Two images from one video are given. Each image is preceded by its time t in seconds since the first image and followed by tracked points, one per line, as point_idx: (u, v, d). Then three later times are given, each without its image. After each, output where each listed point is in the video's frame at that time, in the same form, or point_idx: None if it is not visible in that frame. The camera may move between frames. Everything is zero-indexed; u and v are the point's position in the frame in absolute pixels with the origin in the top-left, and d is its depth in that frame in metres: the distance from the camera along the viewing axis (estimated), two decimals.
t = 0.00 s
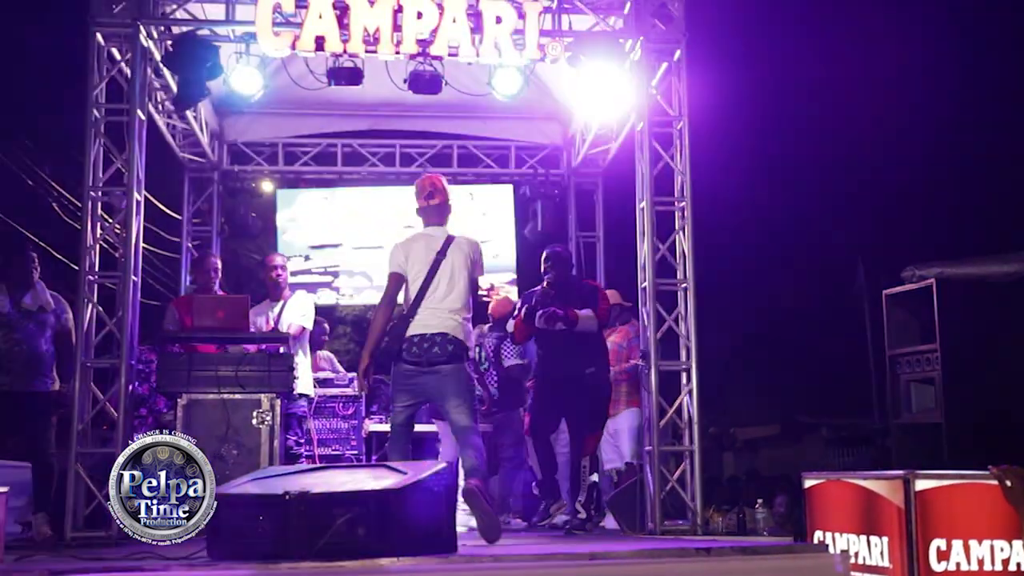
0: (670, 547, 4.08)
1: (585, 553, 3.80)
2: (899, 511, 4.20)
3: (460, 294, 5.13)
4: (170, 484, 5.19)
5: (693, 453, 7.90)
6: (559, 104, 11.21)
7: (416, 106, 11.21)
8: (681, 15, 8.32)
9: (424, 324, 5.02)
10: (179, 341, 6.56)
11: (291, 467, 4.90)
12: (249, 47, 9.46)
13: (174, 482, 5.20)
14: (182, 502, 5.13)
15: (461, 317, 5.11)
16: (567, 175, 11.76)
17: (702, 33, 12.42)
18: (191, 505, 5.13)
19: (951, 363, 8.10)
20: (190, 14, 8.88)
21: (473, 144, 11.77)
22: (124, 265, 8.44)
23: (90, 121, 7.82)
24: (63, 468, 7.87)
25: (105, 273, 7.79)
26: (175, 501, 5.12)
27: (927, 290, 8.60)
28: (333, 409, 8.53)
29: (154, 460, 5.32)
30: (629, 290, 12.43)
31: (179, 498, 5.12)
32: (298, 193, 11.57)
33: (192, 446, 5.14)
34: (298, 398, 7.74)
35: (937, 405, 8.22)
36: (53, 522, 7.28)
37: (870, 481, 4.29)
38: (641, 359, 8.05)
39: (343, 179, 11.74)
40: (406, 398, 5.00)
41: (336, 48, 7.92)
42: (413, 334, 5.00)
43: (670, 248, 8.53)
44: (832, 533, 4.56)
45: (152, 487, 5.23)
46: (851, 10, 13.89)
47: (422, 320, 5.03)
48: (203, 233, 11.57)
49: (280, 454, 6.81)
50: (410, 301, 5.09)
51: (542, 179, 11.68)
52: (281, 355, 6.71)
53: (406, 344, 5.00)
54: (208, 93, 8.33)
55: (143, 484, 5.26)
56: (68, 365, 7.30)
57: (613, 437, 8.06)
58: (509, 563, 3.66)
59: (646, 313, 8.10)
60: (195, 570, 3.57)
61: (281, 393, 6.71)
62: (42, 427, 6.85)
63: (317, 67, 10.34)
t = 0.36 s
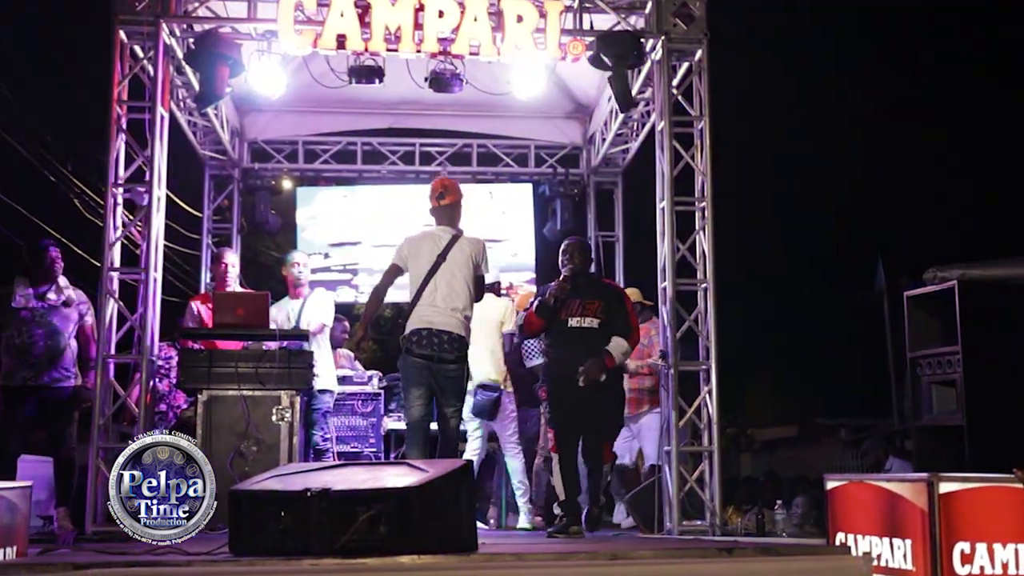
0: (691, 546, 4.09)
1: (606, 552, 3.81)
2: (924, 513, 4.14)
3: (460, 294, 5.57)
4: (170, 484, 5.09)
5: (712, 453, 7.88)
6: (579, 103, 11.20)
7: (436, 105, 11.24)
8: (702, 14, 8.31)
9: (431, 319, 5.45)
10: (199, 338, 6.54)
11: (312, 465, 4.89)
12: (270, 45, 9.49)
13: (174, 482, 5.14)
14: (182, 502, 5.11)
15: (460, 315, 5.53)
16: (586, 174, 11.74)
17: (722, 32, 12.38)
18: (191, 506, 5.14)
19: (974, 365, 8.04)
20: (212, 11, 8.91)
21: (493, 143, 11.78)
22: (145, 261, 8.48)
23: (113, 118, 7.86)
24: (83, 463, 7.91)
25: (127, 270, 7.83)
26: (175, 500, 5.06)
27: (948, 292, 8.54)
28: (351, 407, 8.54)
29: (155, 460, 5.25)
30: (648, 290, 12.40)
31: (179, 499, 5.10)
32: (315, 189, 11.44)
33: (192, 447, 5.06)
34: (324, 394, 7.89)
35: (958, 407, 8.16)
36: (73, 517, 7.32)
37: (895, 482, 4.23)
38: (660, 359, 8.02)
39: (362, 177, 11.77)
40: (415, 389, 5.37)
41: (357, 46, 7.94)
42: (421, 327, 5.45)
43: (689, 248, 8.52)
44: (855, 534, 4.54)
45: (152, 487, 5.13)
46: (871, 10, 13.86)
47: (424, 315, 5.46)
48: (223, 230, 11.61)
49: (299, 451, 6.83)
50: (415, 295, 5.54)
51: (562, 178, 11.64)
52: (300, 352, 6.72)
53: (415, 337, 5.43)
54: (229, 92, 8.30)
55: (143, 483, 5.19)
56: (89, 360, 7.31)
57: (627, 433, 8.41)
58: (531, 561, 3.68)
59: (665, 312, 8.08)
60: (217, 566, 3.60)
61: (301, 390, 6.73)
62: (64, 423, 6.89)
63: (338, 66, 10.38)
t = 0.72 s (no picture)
0: (700, 548, 4.09)
1: (615, 555, 3.81)
2: (932, 515, 4.17)
3: (477, 320, 6.03)
4: (170, 485, 5.66)
5: (720, 457, 7.87)
6: (589, 104, 11.20)
7: (446, 107, 11.26)
8: (713, 16, 8.30)
9: (454, 343, 5.92)
10: (207, 337, 6.59)
11: (321, 465, 4.88)
12: (281, 46, 9.50)
13: (174, 482, 5.68)
14: (182, 502, 5.67)
15: (478, 339, 5.99)
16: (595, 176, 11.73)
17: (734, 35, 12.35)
18: (191, 505, 5.69)
19: (983, 370, 8.02)
20: (223, 11, 8.92)
21: (503, 145, 11.79)
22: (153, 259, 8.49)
23: (124, 118, 7.88)
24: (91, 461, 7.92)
25: (136, 269, 7.84)
26: (175, 501, 5.59)
27: (958, 296, 8.50)
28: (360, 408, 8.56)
29: (157, 458, 5.90)
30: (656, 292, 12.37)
31: (180, 499, 5.63)
32: (325, 190, 11.46)
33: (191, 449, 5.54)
34: (337, 392, 7.90)
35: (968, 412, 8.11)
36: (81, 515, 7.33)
37: (903, 485, 4.27)
38: (668, 361, 8.02)
39: (371, 178, 11.78)
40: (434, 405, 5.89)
41: (368, 47, 7.95)
42: (444, 350, 5.91)
43: (699, 251, 8.50)
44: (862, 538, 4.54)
45: (154, 487, 5.73)
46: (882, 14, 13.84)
47: (445, 342, 5.93)
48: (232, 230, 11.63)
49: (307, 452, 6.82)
50: (438, 322, 5.97)
51: (571, 180, 11.66)
52: (309, 353, 6.73)
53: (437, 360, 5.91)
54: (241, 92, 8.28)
55: (145, 484, 5.80)
56: (100, 359, 7.34)
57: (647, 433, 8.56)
58: (540, 563, 3.69)
59: (674, 314, 8.08)
60: (227, 566, 3.61)
61: (310, 390, 6.73)
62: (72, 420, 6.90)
63: (348, 67, 10.40)
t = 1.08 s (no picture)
0: (703, 555, 4.10)
1: (619, 561, 3.83)
2: (937, 523, 4.16)
3: (490, 337, 6.43)
4: (171, 484, 5.91)
5: (722, 464, 7.87)
6: (593, 110, 11.21)
7: (451, 112, 11.29)
8: (718, 24, 8.32)
9: (471, 361, 6.34)
10: (212, 341, 6.61)
11: (327, 469, 4.89)
12: (287, 50, 9.52)
13: (175, 482, 5.91)
14: (182, 502, 5.92)
15: (491, 354, 6.40)
16: (599, 182, 11.74)
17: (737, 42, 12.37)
18: (191, 505, 5.94)
19: (986, 379, 8.02)
20: (229, 16, 8.94)
21: (507, 151, 11.81)
22: (154, 264, 8.48)
23: (130, 122, 7.90)
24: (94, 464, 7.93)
25: (141, 273, 7.85)
26: (175, 501, 5.88)
27: (962, 304, 8.50)
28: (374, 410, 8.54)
29: (156, 459, 6.05)
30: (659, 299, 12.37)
31: (180, 499, 5.90)
32: (330, 195, 11.48)
33: (188, 452, 5.80)
34: (359, 396, 7.90)
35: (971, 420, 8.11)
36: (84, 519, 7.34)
37: (908, 493, 4.26)
38: (672, 368, 8.04)
39: (376, 183, 11.80)
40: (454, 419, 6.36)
41: (373, 53, 7.97)
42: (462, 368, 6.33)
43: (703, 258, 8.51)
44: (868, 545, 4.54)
45: (153, 488, 5.96)
46: (885, 22, 13.87)
47: (462, 361, 6.35)
48: (236, 234, 11.64)
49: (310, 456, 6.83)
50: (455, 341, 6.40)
51: (574, 186, 11.68)
52: (313, 357, 6.75)
53: (455, 376, 6.32)
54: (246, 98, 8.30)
55: (144, 484, 6.01)
56: (104, 363, 7.35)
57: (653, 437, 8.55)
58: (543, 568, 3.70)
59: (678, 320, 8.08)
60: (231, 570, 3.62)
61: (313, 395, 6.74)
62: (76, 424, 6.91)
63: (354, 72, 10.43)
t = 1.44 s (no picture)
0: (708, 549, 4.09)
1: (625, 554, 3.82)
2: (944, 518, 4.14)
3: (509, 333, 6.53)
4: (171, 485, 5.59)
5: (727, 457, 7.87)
6: (599, 103, 11.19)
7: (456, 105, 11.27)
8: (725, 17, 8.30)
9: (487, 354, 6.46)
10: (218, 332, 6.61)
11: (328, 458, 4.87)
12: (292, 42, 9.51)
13: (174, 482, 5.59)
14: (182, 502, 5.58)
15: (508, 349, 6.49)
16: (605, 176, 11.72)
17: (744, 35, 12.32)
18: (191, 505, 5.61)
19: (994, 375, 7.99)
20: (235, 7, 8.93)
21: (512, 144, 11.80)
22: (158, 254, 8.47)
23: (136, 113, 7.89)
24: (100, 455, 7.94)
25: (146, 264, 7.84)
26: (175, 502, 5.53)
27: (968, 299, 8.46)
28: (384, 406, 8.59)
29: (155, 459, 5.69)
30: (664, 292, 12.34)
31: (180, 499, 5.56)
32: (335, 188, 11.47)
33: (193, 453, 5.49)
34: (381, 391, 7.94)
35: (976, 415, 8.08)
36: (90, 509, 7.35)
37: (915, 488, 4.24)
38: (678, 361, 8.03)
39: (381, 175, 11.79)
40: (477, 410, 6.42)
41: (380, 44, 7.95)
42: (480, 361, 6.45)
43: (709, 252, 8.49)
44: (873, 540, 4.53)
45: (154, 487, 5.62)
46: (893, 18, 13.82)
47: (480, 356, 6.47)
48: (241, 226, 11.64)
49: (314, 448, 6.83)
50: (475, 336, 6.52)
51: (581, 180, 11.68)
52: (319, 348, 6.74)
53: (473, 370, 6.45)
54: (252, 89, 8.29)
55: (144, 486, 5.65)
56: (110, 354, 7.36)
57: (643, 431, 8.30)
58: (550, 564, 3.71)
59: (683, 314, 8.07)
60: (235, 561, 3.63)
61: (319, 387, 6.74)
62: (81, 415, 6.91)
63: (359, 64, 10.42)
